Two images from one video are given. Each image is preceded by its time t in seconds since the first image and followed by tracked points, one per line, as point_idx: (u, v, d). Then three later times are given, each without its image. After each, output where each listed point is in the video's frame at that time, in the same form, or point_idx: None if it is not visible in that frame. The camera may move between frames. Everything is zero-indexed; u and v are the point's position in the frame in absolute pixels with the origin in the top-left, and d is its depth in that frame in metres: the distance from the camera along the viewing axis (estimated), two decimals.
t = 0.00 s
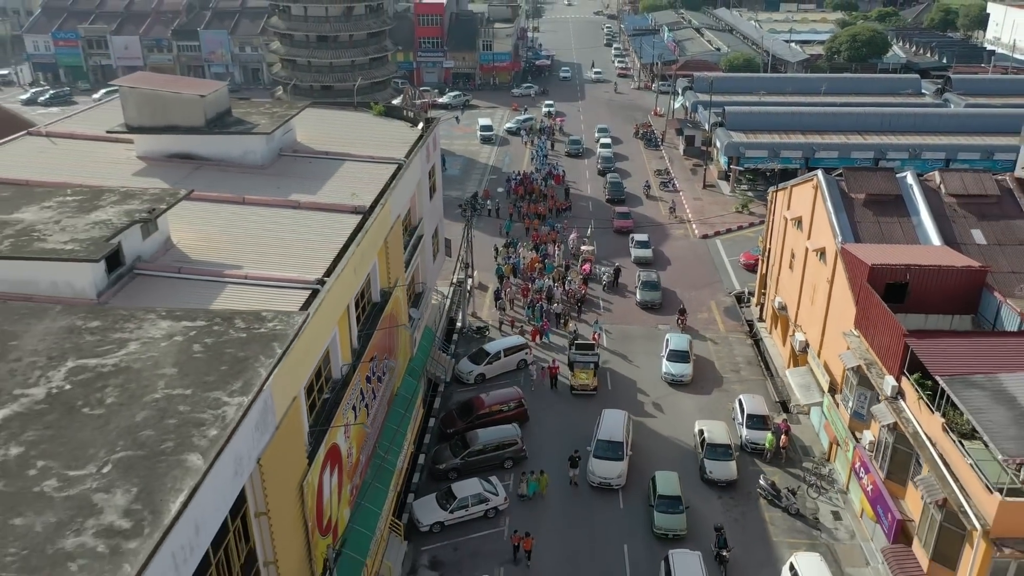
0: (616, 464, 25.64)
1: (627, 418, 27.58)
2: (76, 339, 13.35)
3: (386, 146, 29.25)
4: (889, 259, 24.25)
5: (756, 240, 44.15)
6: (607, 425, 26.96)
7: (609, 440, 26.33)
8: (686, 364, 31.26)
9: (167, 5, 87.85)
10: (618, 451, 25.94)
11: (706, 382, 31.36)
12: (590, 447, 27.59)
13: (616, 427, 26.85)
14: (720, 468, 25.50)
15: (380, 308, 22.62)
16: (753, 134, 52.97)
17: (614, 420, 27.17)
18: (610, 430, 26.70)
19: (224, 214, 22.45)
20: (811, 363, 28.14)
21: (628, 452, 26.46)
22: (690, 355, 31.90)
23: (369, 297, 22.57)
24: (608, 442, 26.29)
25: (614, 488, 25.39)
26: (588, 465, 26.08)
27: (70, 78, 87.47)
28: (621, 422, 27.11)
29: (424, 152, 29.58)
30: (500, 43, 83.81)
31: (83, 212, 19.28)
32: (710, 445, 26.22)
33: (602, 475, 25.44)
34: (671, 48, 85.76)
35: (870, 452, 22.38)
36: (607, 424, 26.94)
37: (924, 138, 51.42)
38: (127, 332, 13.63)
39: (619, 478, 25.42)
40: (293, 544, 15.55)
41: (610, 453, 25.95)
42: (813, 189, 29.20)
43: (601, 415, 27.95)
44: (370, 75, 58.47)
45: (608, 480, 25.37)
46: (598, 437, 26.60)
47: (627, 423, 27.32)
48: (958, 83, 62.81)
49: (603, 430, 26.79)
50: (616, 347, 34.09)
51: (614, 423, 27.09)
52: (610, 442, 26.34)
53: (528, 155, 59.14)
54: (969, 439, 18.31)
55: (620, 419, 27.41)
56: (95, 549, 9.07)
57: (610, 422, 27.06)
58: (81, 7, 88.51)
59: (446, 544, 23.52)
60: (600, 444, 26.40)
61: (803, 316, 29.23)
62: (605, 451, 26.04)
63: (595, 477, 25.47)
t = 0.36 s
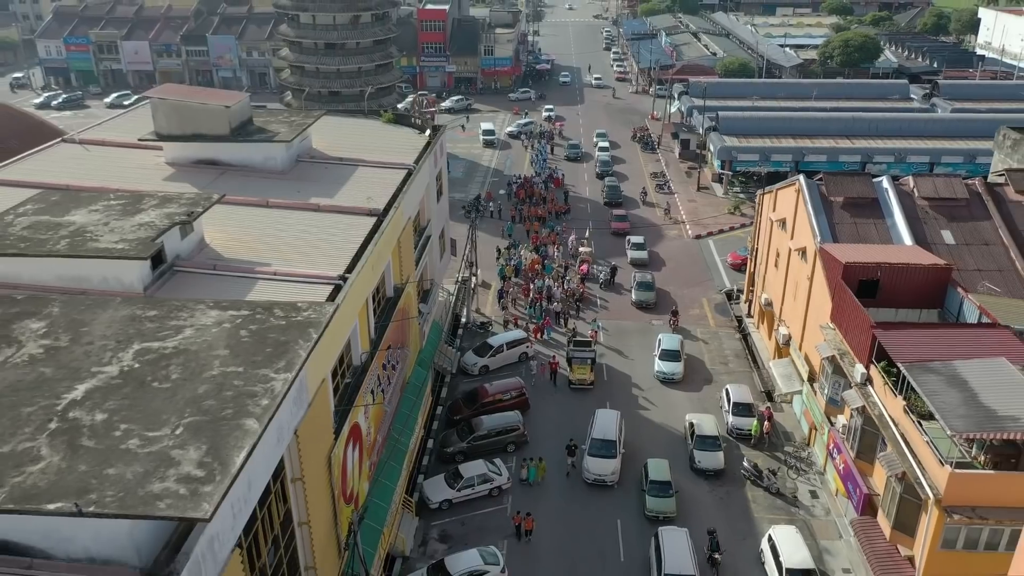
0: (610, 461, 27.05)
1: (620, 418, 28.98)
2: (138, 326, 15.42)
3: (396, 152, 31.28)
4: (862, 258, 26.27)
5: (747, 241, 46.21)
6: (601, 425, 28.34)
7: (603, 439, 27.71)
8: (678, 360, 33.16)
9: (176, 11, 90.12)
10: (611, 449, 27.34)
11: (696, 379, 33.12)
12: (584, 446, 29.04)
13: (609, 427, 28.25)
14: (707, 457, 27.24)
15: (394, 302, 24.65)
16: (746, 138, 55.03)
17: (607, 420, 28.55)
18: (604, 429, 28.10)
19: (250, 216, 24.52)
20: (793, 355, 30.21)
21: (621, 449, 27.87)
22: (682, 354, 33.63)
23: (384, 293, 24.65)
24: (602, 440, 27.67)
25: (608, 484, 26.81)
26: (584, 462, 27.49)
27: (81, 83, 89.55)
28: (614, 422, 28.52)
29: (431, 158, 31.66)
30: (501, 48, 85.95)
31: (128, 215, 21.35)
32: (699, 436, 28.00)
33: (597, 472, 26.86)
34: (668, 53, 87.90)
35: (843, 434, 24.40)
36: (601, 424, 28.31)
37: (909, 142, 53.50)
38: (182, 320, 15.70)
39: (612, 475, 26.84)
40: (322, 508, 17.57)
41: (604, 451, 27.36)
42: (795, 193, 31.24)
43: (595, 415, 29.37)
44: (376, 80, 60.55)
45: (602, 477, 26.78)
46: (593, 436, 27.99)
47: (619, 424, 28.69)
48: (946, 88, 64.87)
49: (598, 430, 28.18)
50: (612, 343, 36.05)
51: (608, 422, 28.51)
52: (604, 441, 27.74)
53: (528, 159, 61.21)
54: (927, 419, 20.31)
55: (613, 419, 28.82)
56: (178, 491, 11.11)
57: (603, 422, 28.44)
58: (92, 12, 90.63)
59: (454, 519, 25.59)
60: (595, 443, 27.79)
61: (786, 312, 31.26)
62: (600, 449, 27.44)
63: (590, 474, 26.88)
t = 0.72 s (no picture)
0: (602, 460, 28.50)
1: (612, 419, 30.43)
2: (188, 316, 17.62)
3: (406, 158, 33.45)
4: (838, 258, 28.42)
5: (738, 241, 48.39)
6: (594, 425, 29.77)
7: (596, 439, 29.15)
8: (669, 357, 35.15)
9: (185, 17, 92.41)
10: (603, 448, 28.80)
11: (686, 377, 34.98)
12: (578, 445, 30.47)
13: (602, 427, 29.68)
14: (696, 448, 29.17)
15: (405, 298, 26.82)
16: (738, 143, 57.22)
17: (600, 421, 30.01)
18: (597, 429, 29.53)
19: (273, 219, 26.68)
20: (776, 348, 32.39)
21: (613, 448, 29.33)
22: (673, 354, 35.43)
23: (397, 289, 26.84)
24: (595, 441, 29.12)
25: (601, 482, 28.26)
26: (578, 461, 28.93)
27: (92, 87, 91.80)
28: (607, 422, 29.97)
29: (438, 164, 33.88)
30: (502, 53, 88.16)
31: (167, 219, 23.53)
32: (688, 428, 29.94)
33: (591, 471, 28.30)
34: (665, 58, 90.17)
35: (817, 419, 26.58)
36: (594, 425, 29.74)
37: (895, 147, 55.69)
38: (226, 312, 17.90)
39: (605, 474, 28.29)
40: (346, 480, 19.71)
41: (598, 451, 28.82)
42: (779, 197, 33.42)
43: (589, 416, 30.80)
44: (381, 87, 62.76)
45: (596, 475, 28.24)
46: (586, 437, 29.43)
47: (612, 425, 30.13)
48: (932, 94, 67.06)
49: (591, 430, 29.59)
50: (609, 340, 38.18)
51: (601, 423, 29.96)
52: (597, 441, 29.18)
53: (529, 163, 63.42)
54: (890, 404, 22.44)
55: (606, 420, 30.26)
56: (236, 452, 13.29)
57: (596, 423, 29.88)
58: (103, 18, 92.88)
59: (460, 498, 27.77)
60: (588, 443, 29.23)
61: (770, 308, 33.43)
62: (593, 449, 28.89)
63: (584, 473, 28.33)
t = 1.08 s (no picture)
0: (595, 460, 30.01)
1: (604, 421, 31.95)
2: (229, 309, 19.91)
3: (414, 164, 35.75)
4: (816, 258, 30.66)
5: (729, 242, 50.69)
6: (588, 426, 31.31)
7: (589, 440, 30.68)
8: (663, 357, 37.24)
9: (194, 23, 94.82)
10: (596, 449, 30.29)
11: (677, 375, 36.85)
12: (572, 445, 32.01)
13: (595, 428, 31.21)
14: (686, 440, 31.16)
15: (416, 295, 29.10)
16: (730, 148, 59.49)
17: (593, 422, 31.54)
18: (590, 431, 31.03)
19: (293, 222, 28.91)
20: (760, 342, 34.67)
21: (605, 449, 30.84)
22: (665, 353, 37.40)
23: (409, 287, 29.13)
24: (588, 442, 30.63)
25: (594, 480, 29.78)
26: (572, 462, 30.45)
27: (103, 92, 94.13)
28: (599, 424, 31.47)
29: (445, 170, 36.18)
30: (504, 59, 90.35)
31: (201, 222, 25.81)
32: (679, 421, 31.89)
33: (584, 471, 29.84)
34: (662, 64, 92.51)
35: (795, 406, 28.86)
36: (587, 427, 31.22)
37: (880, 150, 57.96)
38: (262, 305, 20.19)
39: (598, 473, 29.82)
40: (366, 457, 21.93)
41: (590, 451, 30.31)
42: (763, 202, 35.68)
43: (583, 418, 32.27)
44: (387, 93, 65.06)
45: (589, 474, 29.77)
46: (580, 437, 30.94)
47: (604, 426, 31.64)
48: (920, 100, 69.35)
49: (585, 431, 31.13)
50: (605, 337, 40.36)
51: (593, 425, 31.45)
52: (590, 442, 30.69)
53: (529, 166, 65.71)
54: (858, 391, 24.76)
55: (598, 422, 31.75)
56: (279, 423, 15.55)
57: (590, 424, 31.42)
58: (113, 24, 95.19)
59: (466, 480, 30.08)
60: (582, 444, 30.71)
61: (756, 306, 35.67)
62: (586, 449, 30.39)
63: (578, 472, 29.88)
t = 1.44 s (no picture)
0: (589, 460, 31.47)
1: (598, 422, 33.41)
2: (261, 302, 22.21)
3: (422, 169, 38.04)
4: (797, 257, 32.91)
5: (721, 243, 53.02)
6: (582, 427, 32.67)
7: (584, 441, 32.07)
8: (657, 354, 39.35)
9: (202, 29, 97.15)
10: (590, 449, 31.72)
11: (669, 372, 38.82)
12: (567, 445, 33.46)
13: (589, 429, 32.57)
14: (677, 432, 33.02)
15: (425, 292, 31.40)
16: (723, 151, 61.76)
17: (588, 424, 32.90)
18: (584, 432, 32.46)
19: (311, 224, 31.17)
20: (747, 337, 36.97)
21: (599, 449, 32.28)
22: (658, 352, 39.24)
23: (418, 284, 31.41)
24: (583, 442, 32.02)
25: (588, 480, 31.24)
26: (567, 461, 31.92)
27: (113, 95, 96.44)
28: (594, 425, 32.89)
29: (450, 175, 38.47)
30: (505, 64, 92.67)
31: (228, 225, 28.06)
32: (669, 415, 33.79)
33: (578, 470, 31.31)
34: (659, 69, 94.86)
35: (776, 394, 31.17)
36: (581, 428, 32.64)
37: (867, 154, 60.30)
38: (291, 299, 22.50)
39: (592, 472, 31.27)
40: (383, 437, 24.21)
41: (585, 452, 31.72)
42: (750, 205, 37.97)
43: (577, 419, 33.70)
44: (392, 99, 67.34)
45: (583, 474, 31.24)
46: (575, 439, 32.35)
47: (598, 427, 33.09)
48: (908, 104, 71.67)
49: (579, 432, 32.51)
50: (601, 333, 42.62)
51: (588, 426, 32.87)
52: (584, 443, 32.09)
53: (529, 170, 68.01)
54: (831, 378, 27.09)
55: (593, 424, 33.19)
56: (312, 401, 17.86)
57: (584, 425, 32.78)
58: (123, 30, 97.47)
59: (471, 463, 32.44)
60: (577, 444, 32.16)
61: (743, 302, 37.93)
62: (581, 450, 31.83)
63: (572, 471, 31.35)
